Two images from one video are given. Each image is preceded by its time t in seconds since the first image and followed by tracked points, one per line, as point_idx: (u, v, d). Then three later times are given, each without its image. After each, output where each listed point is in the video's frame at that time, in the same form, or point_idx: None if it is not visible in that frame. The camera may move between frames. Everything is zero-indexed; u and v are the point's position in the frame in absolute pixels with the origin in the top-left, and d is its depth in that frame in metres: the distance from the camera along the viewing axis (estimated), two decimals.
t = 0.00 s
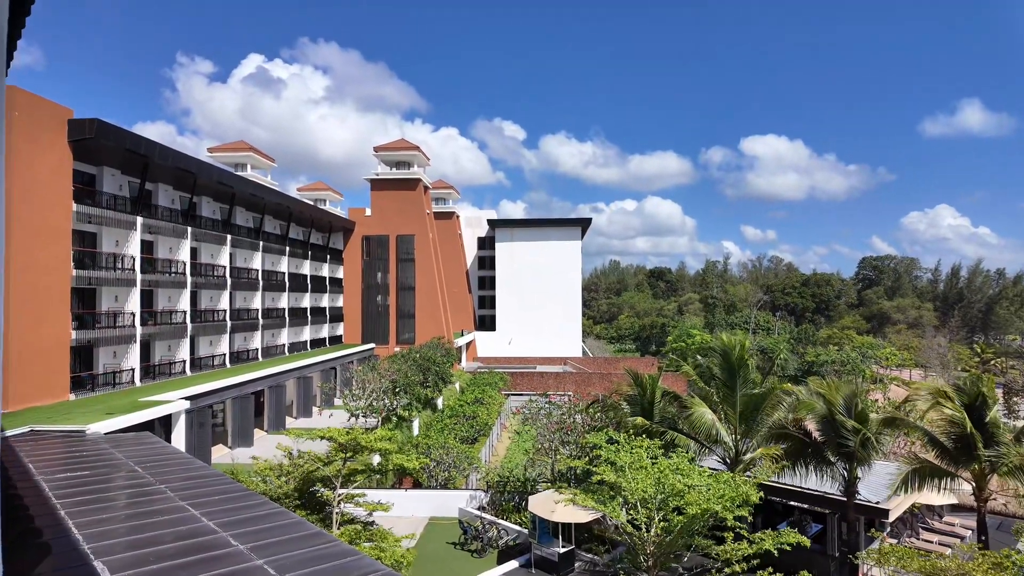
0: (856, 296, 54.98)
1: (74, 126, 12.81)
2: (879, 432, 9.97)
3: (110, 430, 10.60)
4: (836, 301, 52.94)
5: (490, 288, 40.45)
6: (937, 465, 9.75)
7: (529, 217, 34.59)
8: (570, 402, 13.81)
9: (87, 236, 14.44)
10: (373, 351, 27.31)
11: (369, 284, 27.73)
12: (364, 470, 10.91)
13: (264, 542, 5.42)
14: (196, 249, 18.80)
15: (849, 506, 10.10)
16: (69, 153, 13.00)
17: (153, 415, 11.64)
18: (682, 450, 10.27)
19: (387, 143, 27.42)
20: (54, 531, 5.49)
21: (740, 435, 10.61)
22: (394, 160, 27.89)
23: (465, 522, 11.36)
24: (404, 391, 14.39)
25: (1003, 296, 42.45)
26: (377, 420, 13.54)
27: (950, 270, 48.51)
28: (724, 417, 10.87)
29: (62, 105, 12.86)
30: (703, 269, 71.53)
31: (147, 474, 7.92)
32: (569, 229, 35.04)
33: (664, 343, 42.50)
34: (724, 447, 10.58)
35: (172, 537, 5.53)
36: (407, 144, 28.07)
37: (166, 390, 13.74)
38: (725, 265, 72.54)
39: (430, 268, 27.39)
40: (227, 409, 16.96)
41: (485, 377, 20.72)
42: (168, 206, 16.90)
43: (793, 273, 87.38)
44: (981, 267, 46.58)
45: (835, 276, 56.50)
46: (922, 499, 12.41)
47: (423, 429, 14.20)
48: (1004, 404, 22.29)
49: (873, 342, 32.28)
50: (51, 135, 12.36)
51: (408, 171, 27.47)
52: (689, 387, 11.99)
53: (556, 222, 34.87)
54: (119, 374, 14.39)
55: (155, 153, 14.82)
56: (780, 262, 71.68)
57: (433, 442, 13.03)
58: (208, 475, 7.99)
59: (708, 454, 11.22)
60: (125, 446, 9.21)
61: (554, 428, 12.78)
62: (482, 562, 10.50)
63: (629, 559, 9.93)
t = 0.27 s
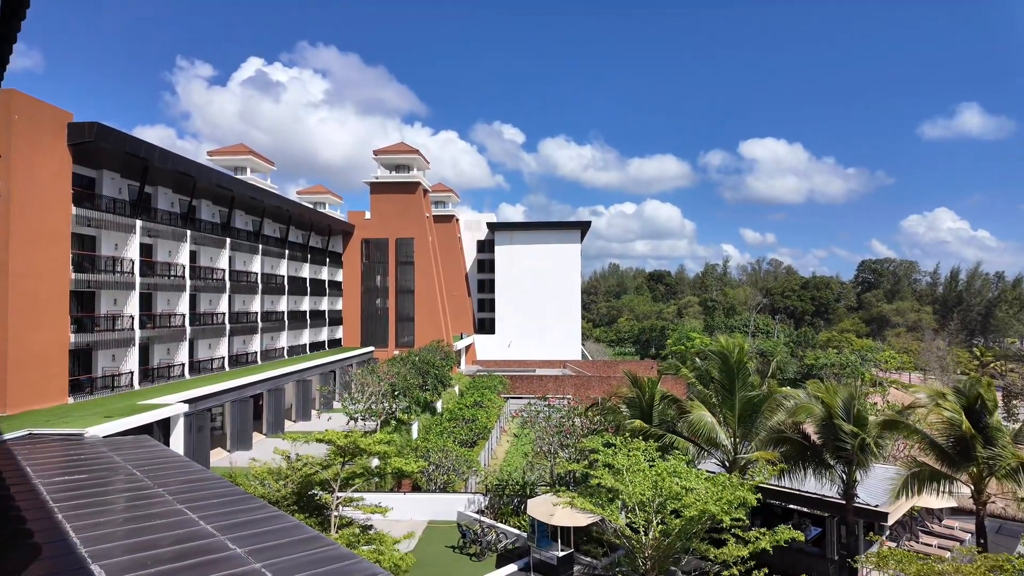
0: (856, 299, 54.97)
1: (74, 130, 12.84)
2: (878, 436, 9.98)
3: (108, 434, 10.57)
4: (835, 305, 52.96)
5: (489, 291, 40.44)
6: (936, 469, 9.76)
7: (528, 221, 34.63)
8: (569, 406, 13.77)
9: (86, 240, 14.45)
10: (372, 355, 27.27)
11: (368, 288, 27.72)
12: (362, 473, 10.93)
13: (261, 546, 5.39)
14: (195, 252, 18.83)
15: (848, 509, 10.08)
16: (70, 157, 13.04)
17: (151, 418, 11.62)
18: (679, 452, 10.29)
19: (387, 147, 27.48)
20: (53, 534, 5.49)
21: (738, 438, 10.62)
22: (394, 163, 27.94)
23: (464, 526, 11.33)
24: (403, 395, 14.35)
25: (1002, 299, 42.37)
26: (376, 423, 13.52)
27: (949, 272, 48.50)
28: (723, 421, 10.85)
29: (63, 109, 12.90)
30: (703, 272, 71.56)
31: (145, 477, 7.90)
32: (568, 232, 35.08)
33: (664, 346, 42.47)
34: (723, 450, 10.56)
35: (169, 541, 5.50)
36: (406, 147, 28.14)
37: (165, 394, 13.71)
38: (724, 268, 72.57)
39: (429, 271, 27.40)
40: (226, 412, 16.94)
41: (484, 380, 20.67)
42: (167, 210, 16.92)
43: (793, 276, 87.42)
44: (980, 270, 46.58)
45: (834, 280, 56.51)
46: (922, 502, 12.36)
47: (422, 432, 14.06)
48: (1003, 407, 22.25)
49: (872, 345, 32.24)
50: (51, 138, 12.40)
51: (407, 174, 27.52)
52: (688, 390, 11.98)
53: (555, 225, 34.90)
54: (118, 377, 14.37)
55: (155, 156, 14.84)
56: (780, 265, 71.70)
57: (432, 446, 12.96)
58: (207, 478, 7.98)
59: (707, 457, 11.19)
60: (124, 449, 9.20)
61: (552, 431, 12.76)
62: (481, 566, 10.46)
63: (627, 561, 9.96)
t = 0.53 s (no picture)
0: (847, 302, 55.28)
1: (65, 132, 12.76)
2: (868, 437, 10.15)
3: (97, 438, 10.47)
4: (827, 307, 53.32)
5: (483, 294, 40.45)
6: (925, 470, 9.88)
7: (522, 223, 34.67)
8: (562, 408, 13.78)
9: (77, 241, 14.34)
10: (365, 357, 27.21)
11: (361, 290, 27.67)
12: (354, 477, 10.90)
13: (252, 550, 5.35)
14: (186, 254, 18.73)
15: (838, 511, 10.13)
16: (60, 159, 12.95)
17: (142, 421, 11.54)
18: (669, 453, 10.41)
19: (381, 149, 27.48)
20: (41, 539, 5.43)
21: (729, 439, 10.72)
22: (387, 166, 27.93)
23: (457, 529, 11.31)
24: (396, 397, 14.28)
25: (991, 302, 42.71)
26: (369, 427, 13.44)
27: (939, 275, 48.88)
28: (715, 422, 10.95)
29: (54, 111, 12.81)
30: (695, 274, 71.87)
31: (134, 481, 7.84)
32: (561, 235, 35.22)
33: (657, 348, 42.58)
34: (715, 452, 10.60)
35: (160, 545, 5.46)
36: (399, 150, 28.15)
37: (156, 397, 13.62)
38: (717, 271, 72.92)
39: (423, 273, 27.37)
40: (217, 415, 16.85)
41: (477, 383, 20.62)
42: (159, 212, 16.84)
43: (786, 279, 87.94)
44: (970, 273, 46.96)
45: (825, 282, 56.85)
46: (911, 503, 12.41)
47: (414, 436, 13.71)
48: (991, 408, 22.43)
49: (863, 347, 32.42)
50: (41, 139, 12.31)
51: (400, 176, 27.52)
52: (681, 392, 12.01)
53: (549, 228, 34.99)
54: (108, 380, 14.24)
55: (146, 158, 14.77)
56: (772, 268, 72.10)
57: (425, 448, 12.82)
58: (198, 481, 7.92)
59: (698, 459, 11.22)
60: (114, 452, 9.13)
61: (545, 433, 12.77)
62: (474, 568, 10.46)
63: (619, 562, 10.08)
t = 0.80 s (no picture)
0: (822, 303, 56.26)
1: (35, 130, 12.45)
2: (842, 435, 10.39)
3: (67, 442, 10.23)
4: (803, 309, 54.22)
5: (464, 295, 40.40)
6: (896, 468, 10.12)
7: (504, 225, 34.69)
8: (542, 409, 13.79)
9: (47, 242, 14.01)
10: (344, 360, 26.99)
11: (341, 292, 27.45)
12: (332, 480, 10.77)
13: (227, 555, 5.26)
14: (161, 255, 18.42)
15: (812, 510, 10.29)
16: (30, 157, 12.64)
17: (115, 425, 11.31)
18: (646, 454, 10.55)
19: (361, 150, 27.33)
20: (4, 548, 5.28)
21: (706, 440, 10.85)
22: (367, 166, 27.77)
23: (436, 532, 11.24)
24: (376, 400, 14.14)
25: (961, 304, 43.75)
26: (348, 430, 13.29)
27: (911, 277, 49.93)
28: (693, 423, 11.07)
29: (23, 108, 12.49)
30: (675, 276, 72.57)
31: (105, 486, 7.67)
32: (543, 237, 35.26)
33: (637, 350, 42.92)
34: (693, 452, 10.75)
35: (133, 551, 5.35)
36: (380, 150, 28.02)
37: (129, 400, 13.35)
38: (696, 273, 73.77)
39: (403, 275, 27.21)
40: (192, 419, 16.57)
41: (457, 385, 20.54)
42: (133, 212, 16.53)
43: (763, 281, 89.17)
44: (940, 275, 48.09)
45: (801, 284, 57.82)
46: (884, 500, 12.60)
47: (393, 438, 13.91)
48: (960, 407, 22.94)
49: (837, 348, 33.00)
50: (10, 137, 11.99)
51: (381, 177, 27.38)
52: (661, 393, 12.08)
53: (531, 230, 35.06)
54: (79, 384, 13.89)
55: (120, 157, 14.48)
56: (749, 270, 73.13)
57: (404, 451, 12.77)
58: (172, 486, 7.78)
59: (677, 459, 11.32)
60: (85, 457, 8.93)
61: (525, 435, 12.77)
62: (453, 570, 10.47)
63: (597, 562, 10.17)
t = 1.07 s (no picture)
0: (785, 305, 57.81)
1: None
2: (803, 433, 10.63)
3: (20, 448, 9.89)
4: (766, 310, 55.62)
5: (434, 296, 40.27)
6: (853, 465, 10.41)
7: (474, 226, 34.67)
8: (512, 410, 13.79)
9: None
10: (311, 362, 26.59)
11: (308, 293, 27.04)
12: (298, 484, 10.59)
13: (185, 565, 5.09)
14: (120, 255, 17.87)
15: (775, 506, 10.53)
16: None
17: (69, 431, 10.93)
18: (613, 453, 10.65)
19: (329, 149, 26.98)
20: None
21: (672, 439, 10.98)
22: (336, 166, 27.47)
23: (404, 535, 11.17)
24: (343, 403, 13.95)
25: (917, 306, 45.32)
26: (314, 433, 13.12)
27: (869, 280, 51.59)
28: (660, 422, 11.19)
29: None
30: (643, 278, 73.63)
31: (59, 494, 7.36)
32: (514, 239, 35.37)
33: (606, 351, 43.44)
34: (660, 451, 10.90)
35: (89, 560, 5.13)
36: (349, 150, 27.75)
37: (84, 405, 12.89)
38: (664, 275, 74.96)
39: (373, 276, 26.97)
40: (152, 423, 16.10)
41: (427, 387, 20.41)
42: (90, 210, 15.99)
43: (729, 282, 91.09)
44: (897, 278, 49.87)
45: (765, 286, 59.32)
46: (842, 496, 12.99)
47: (362, 441, 13.79)
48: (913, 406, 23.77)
49: (799, 349, 33.89)
50: None
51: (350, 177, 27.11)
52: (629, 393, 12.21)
53: (502, 231, 35.13)
54: (31, 388, 13.34)
55: (77, 153, 13.98)
56: (715, 272, 74.65)
57: (372, 455, 12.67)
58: (130, 494, 7.53)
59: (644, 459, 11.45)
60: (37, 464, 8.59)
61: (494, 436, 12.75)
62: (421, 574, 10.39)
63: (565, 563, 10.21)
